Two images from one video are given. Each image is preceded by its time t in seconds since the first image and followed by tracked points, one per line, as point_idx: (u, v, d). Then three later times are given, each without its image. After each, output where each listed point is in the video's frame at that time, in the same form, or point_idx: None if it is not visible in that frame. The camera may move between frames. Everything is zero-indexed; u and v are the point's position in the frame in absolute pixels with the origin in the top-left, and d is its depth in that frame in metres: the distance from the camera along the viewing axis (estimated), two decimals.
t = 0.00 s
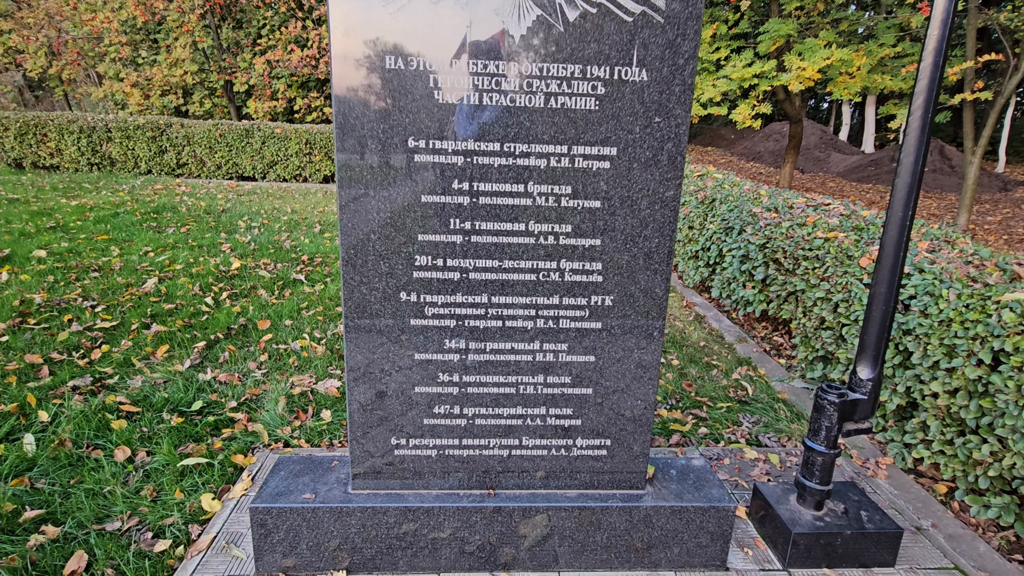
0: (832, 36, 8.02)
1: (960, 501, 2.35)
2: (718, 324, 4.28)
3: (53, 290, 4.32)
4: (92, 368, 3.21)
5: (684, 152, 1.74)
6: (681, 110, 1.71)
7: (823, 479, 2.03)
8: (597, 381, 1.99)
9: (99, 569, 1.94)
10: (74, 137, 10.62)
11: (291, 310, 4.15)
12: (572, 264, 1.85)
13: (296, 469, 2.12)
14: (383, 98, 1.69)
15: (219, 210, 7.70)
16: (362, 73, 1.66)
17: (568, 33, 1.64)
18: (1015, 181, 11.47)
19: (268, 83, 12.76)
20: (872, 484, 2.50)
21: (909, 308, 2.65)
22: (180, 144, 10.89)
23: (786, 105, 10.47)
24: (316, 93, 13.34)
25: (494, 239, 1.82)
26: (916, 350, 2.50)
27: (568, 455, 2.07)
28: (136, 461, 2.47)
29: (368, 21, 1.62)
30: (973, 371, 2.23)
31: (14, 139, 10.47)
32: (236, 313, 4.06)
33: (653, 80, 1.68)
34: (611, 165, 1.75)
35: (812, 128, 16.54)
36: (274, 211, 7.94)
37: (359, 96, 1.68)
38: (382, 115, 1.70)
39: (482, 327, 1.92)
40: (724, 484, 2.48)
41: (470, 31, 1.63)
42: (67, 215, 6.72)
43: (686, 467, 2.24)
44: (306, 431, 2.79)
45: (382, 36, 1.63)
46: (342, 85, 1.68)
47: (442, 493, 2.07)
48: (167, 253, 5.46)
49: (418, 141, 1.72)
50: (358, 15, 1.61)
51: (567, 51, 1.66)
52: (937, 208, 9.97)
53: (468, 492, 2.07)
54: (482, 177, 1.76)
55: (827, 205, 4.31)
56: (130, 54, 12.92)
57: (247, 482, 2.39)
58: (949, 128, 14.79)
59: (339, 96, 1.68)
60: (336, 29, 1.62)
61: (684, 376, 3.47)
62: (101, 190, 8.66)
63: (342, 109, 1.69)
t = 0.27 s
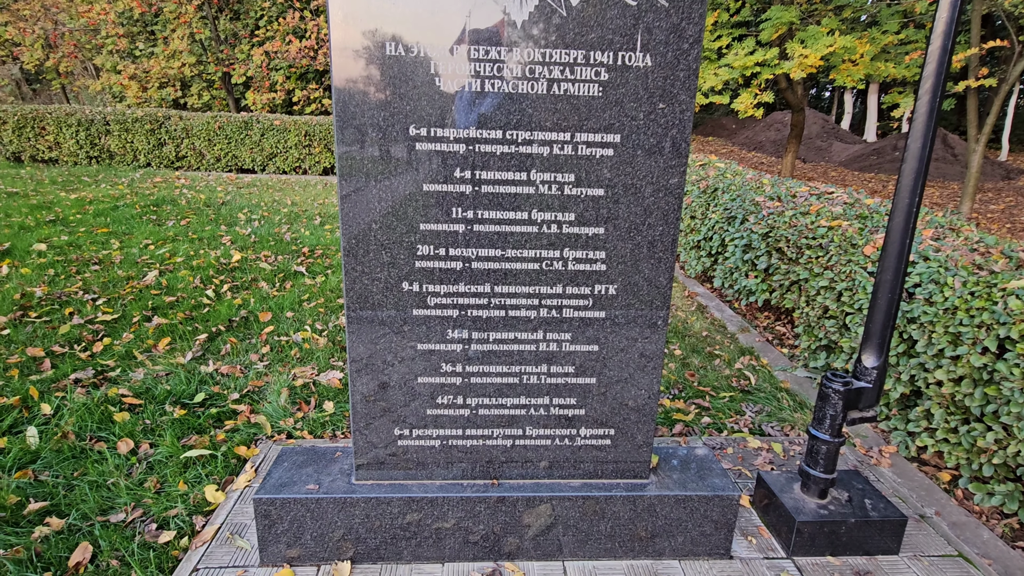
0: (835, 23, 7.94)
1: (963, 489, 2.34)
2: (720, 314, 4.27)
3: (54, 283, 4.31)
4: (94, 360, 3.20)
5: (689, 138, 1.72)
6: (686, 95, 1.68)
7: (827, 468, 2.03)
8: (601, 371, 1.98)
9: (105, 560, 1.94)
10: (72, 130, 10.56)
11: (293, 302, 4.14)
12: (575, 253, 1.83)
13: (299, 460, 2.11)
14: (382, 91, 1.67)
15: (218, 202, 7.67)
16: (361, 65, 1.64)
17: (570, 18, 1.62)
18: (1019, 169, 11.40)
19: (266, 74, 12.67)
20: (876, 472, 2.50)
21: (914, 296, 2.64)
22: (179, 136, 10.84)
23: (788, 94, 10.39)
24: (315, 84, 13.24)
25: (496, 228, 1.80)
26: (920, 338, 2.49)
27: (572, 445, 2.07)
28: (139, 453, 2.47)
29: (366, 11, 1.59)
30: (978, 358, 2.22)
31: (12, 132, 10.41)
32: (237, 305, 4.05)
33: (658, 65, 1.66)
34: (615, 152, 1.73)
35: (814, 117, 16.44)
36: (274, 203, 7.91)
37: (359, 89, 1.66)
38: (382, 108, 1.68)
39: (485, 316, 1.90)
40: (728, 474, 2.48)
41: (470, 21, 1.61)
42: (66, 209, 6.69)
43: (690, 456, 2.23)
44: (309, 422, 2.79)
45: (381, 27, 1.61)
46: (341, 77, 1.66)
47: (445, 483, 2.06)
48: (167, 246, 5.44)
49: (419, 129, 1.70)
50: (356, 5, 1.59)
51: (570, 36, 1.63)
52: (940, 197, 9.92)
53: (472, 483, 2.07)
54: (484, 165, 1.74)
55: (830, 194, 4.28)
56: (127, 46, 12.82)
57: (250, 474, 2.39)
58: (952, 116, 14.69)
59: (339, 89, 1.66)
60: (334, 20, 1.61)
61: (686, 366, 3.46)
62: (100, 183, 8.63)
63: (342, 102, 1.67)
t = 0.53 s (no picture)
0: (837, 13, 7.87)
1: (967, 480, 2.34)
2: (722, 307, 4.25)
3: (54, 280, 4.30)
4: (96, 357, 3.20)
5: (690, 128, 1.70)
6: (688, 85, 1.66)
7: (831, 460, 2.02)
8: (604, 364, 1.97)
9: (108, 555, 1.95)
10: (71, 127, 10.53)
11: (293, 298, 4.13)
12: (577, 246, 1.82)
13: (301, 455, 2.11)
14: (382, 86, 1.65)
15: (218, 199, 7.66)
16: (359, 60, 1.63)
17: (570, 8, 1.60)
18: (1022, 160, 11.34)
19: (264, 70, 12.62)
20: (879, 464, 2.49)
21: (917, 287, 2.62)
22: (178, 133, 10.81)
23: (790, 85, 10.32)
24: (314, 80, 13.19)
25: (497, 220, 1.79)
26: (924, 329, 2.48)
27: (574, 438, 2.06)
28: (141, 449, 2.47)
29: (364, 7, 1.58)
30: (982, 349, 2.21)
31: (11, 130, 10.39)
32: (238, 301, 4.04)
33: (659, 54, 1.64)
34: (617, 143, 1.71)
35: (815, 109, 16.36)
36: (274, 199, 7.90)
37: (358, 84, 1.64)
38: (381, 102, 1.66)
39: (487, 310, 1.89)
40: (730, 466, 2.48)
41: (469, 14, 1.60)
42: (66, 206, 6.68)
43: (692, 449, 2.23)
44: (310, 417, 2.79)
45: (380, 22, 1.59)
46: (340, 72, 1.64)
47: (447, 477, 2.06)
48: (167, 242, 5.43)
49: (419, 121, 1.68)
50: None
51: (571, 26, 1.61)
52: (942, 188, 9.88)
53: (474, 476, 2.07)
54: (484, 156, 1.72)
55: (832, 185, 4.26)
56: (125, 42, 12.77)
57: (252, 469, 2.39)
58: (955, 107, 14.61)
59: (338, 85, 1.65)
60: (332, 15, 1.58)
61: (688, 359, 3.45)
62: (100, 180, 8.62)
63: (341, 97, 1.65)
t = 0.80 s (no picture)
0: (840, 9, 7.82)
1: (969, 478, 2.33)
2: (724, 304, 4.24)
3: (56, 277, 4.31)
4: (97, 353, 3.20)
5: (694, 123, 1.69)
6: (691, 80, 1.65)
7: (833, 457, 2.02)
8: (605, 360, 1.97)
9: (109, 551, 1.95)
10: (72, 123, 10.52)
11: (294, 294, 4.13)
12: (578, 242, 1.81)
13: (302, 451, 2.11)
14: (383, 83, 1.64)
15: (220, 195, 7.66)
16: (361, 57, 1.62)
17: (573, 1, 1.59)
18: None
19: (265, 66, 12.59)
20: (881, 461, 2.48)
21: (920, 284, 2.61)
22: (180, 129, 10.80)
23: (792, 82, 10.28)
24: (315, 76, 13.15)
25: (498, 216, 1.78)
26: (927, 327, 2.47)
27: (575, 435, 2.06)
28: (142, 445, 2.47)
29: (365, 3, 1.57)
30: (986, 346, 2.20)
31: (12, 127, 10.38)
32: (239, 298, 4.04)
33: (662, 49, 1.63)
34: (619, 138, 1.70)
35: (818, 106, 16.29)
36: (276, 196, 7.89)
37: (359, 81, 1.64)
38: (382, 98, 1.65)
39: (488, 306, 1.88)
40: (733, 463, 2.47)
41: (471, 10, 1.58)
42: (67, 202, 6.68)
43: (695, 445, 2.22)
44: (312, 413, 2.79)
45: (381, 19, 1.58)
46: (342, 68, 1.63)
47: (448, 474, 2.06)
48: (169, 239, 5.43)
49: (420, 116, 1.67)
50: None
51: (573, 20, 1.60)
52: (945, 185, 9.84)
53: (475, 473, 2.06)
54: (486, 152, 1.71)
55: (836, 181, 4.23)
56: (126, 39, 12.75)
57: (254, 465, 2.39)
58: (958, 104, 14.54)
59: (339, 82, 1.64)
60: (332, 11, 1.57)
61: (690, 356, 3.45)
62: (102, 177, 8.61)
63: (342, 95, 1.64)
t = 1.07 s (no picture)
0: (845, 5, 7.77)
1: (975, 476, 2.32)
2: (727, 301, 4.23)
3: (59, 273, 4.31)
4: (101, 349, 3.21)
5: (700, 118, 1.67)
6: (697, 74, 1.64)
7: (838, 455, 2.01)
8: (609, 357, 1.96)
9: (113, 547, 1.95)
10: (75, 120, 10.53)
11: (297, 291, 4.12)
12: (583, 238, 1.80)
13: (305, 447, 2.11)
14: (385, 79, 1.63)
15: (222, 192, 7.66)
16: (363, 54, 1.61)
17: None
18: None
19: (267, 63, 12.58)
20: (886, 459, 2.47)
21: (926, 282, 2.60)
22: (182, 126, 10.79)
23: (796, 79, 10.23)
24: (317, 73, 13.13)
25: (503, 212, 1.77)
26: (933, 324, 2.46)
27: (579, 431, 2.05)
28: (146, 441, 2.48)
29: None
30: (992, 344, 2.19)
31: (15, 123, 10.39)
32: (242, 294, 4.04)
33: (668, 44, 1.61)
34: (624, 134, 1.69)
35: (822, 103, 16.23)
36: (278, 193, 7.88)
37: (362, 78, 1.63)
38: (386, 94, 1.64)
39: (492, 302, 1.88)
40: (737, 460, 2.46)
41: (475, 6, 1.57)
42: (70, 199, 6.68)
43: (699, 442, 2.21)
44: (315, 410, 2.79)
45: (384, 15, 1.58)
46: (344, 65, 1.62)
47: (452, 471, 2.05)
48: (171, 235, 5.43)
49: (424, 111, 1.66)
50: None
51: (577, 14, 1.59)
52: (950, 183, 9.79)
53: (478, 470, 2.06)
54: (490, 147, 1.70)
55: (840, 178, 4.21)
56: (128, 35, 12.74)
57: (257, 461, 2.39)
58: (963, 101, 14.47)
59: (342, 79, 1.63)
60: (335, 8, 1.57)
61: (693, 353, 3.44)
62: (104, 173, 8.62)
63: (345, 92, 1.64)
